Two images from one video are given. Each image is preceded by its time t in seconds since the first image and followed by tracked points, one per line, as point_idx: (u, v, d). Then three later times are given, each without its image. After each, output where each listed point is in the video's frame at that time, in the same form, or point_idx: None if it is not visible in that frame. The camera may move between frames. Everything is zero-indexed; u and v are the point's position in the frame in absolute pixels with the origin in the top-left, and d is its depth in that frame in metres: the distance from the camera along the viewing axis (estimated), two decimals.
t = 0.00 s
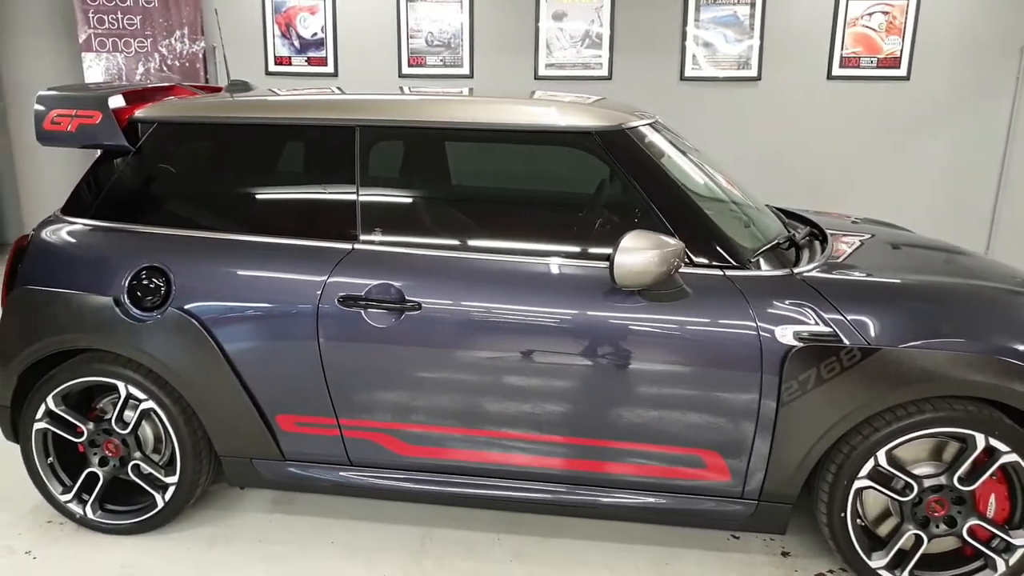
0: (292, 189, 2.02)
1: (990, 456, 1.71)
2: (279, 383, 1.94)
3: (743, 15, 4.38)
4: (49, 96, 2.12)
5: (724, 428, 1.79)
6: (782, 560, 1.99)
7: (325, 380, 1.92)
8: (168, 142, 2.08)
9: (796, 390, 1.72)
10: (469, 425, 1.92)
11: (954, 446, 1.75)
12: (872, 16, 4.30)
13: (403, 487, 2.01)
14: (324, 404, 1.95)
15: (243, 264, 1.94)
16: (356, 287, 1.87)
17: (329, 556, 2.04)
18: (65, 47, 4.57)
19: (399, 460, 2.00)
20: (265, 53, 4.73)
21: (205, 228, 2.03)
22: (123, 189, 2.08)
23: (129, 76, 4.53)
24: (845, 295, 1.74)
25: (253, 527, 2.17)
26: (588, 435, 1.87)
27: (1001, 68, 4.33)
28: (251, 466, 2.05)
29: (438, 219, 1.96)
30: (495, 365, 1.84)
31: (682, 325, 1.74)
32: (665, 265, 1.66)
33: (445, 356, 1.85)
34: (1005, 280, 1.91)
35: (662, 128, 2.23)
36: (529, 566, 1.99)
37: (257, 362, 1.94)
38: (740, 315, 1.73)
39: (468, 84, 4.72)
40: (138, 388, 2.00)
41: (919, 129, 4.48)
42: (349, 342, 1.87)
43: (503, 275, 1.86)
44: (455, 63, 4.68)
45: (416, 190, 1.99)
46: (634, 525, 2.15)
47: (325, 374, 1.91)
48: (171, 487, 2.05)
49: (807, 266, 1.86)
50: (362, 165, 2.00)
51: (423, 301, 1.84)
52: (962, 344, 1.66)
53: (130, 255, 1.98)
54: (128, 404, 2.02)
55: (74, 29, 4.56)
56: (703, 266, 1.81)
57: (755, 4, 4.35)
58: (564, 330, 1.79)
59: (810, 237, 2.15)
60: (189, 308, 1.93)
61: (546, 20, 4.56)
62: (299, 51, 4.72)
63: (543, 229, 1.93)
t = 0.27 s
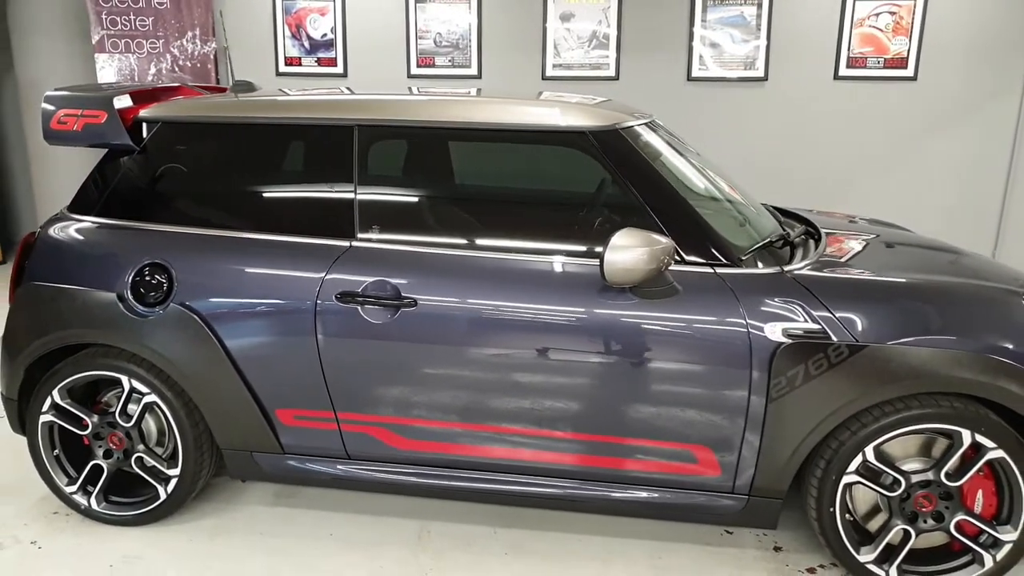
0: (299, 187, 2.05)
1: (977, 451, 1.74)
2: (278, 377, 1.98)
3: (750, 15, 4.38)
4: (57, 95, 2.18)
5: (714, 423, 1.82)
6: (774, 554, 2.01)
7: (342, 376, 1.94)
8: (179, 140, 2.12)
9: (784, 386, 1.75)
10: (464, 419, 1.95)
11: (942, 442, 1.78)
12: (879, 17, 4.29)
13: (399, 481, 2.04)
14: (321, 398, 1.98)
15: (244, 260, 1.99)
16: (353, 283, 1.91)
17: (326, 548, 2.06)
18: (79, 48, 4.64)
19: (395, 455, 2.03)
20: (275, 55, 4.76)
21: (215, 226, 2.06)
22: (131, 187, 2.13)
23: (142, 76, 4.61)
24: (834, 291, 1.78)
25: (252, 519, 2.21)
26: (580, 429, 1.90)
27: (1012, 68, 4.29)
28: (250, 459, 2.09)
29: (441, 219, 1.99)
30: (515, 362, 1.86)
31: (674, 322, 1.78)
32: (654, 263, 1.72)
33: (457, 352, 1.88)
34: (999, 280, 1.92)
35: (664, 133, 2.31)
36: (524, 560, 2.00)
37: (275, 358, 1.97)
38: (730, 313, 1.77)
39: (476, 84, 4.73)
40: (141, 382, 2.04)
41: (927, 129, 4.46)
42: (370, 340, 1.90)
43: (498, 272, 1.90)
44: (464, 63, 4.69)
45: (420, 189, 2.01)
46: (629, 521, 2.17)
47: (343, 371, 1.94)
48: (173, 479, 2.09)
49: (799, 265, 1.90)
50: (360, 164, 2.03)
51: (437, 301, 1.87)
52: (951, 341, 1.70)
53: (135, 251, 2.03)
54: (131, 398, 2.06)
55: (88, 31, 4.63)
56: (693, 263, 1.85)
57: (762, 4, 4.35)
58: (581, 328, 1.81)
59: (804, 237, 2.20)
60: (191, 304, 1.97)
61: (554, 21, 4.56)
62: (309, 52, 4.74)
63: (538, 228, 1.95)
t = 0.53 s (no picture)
0: (298, 187, 2.08)
1: (960, 447, 1.79)
2: (273, 373, 2.02)
3: (751, 16, 4.40)
4: (59, 95, 2.23)
5: (702, 418, 1.85)
6: (762, 548, 2.05)
7: (351, 373, 1.97)
8: (182, 139, 2.15)
9: (769, 382, 1.79)
10: (456, 414, 1.98)
11: (926, 438, 1.84)
12: (879, 17, 4.34)
13: (392, 476, 2.07)
14: (315, 394, 2.02)
15: (241, 256, 2.02)
16: (345, 281, 1.94)
17: (321, 541, 2.09)
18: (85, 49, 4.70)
19: (388, 450, 2.06)
20: (279, 55, 4.79)
21: (216, 224, 2.09)
22: (132, 185, 2.16)
23: (148, 76, 4.68)
24: (818, 288, 1.83)
25: (249, 512, 2.24)
26: (570, 424, 1.93)
27: (1008, 69, 4.37)
28: (245, 454, 2.12)
29: (439, 217, 2.02)
30: (528, 360, 1.88)
31: (663, 319, 1.81)
32: (641, 261, 1.75)
33: (460, 349, 1.91)
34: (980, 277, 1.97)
35: (661, 135, 2.39)
36: (515, 554, 2.03)
37: (284, 354, 1.99)
38: (717, 310, 1.81)
39: (478, 84, 4.75)
40: (138, 377, 2.08)
41: (926, 129, 4.52)
42: (381, 337, 1.93)
43: (489, 269, 1.92)
44: (466, 64, 4.71)
45: (421, 188, 2.04)
46: (620, 515, 2.19)
47: (351, 368, 1.97)
48: (170, 474, 2.12)
49: (786, 263, 1.94)
50: (353, 162, 2.06)
51: (446, 299, 1.90)
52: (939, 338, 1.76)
53: (133, 249, 2.07)
54: (128, 393, 2.10)
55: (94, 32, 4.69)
56: (682, 261, 1.88)
57: (763, 5, 4.38)
58: (590, 326, 1.83)
59: (795, 234, 2.25)
60: (188, 301, 2.01)
61: (556, 21, 4.58)
62: (313, 53, 4.78)
63: (529, 227, 1.98)
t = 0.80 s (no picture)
0: (291, 185, 2.10)
1: (937, 443, 1.81)
2: (260, 369, 2.04)
3: (746, 16, 4.42)
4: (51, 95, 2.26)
5: (682, 415, 1.87)
6: (744, 544, 2.07)
7: (353, 372, 1.99)
8: (178, 140, 2.17)
9: (749, 379, 1.82)
10: (442, 411, 2.00)
11: (906, 435, 1.86)
12: (873, 17, 4.36)
13: (379, 471, 2.09)
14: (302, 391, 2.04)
15: (229, 255, 2.05)
16: (331, 279, 1.96)
17: (308, 536, 2.12)
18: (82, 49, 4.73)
19: (374, 447, 2.09)
20: (277, 55, 4.82)
21: (209, 222, 2.12)
22: (125, 184, 2.19)
23: (146, 76, 4.71)
24: (799, 287, 1.85)
25: (238, 508, 2.27)
26: (552, 420, 1.96)
27: (1002, 69, 4.38)
28: (234, 450, 2.15)
29: (429, 216, 2.04)
30: (533, 360, 1.90)
31: (642, 317, 1.83)
32: (621, 258, 1.77)
33: (461, 348, 1.92)
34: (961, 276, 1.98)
35: (654, 138, 2.44)
36: (499, 549, 2.05)
37: (275, 352, 2.01)
38: (697, 309, 1.83)
39: (474, 84, 4.76)
40: (127, 374, 2.10)
41: (921, 130, 4.53)
42: (385, 336, 1.95)
43: (473, 267, 1.95)
44: (463, 64, 4.72)
45: (414, 188, 2.07)
46: (604, 511, 2.21)
47: (353, 367, 1.99)
48: (159, 469, 2.15)
49: (767, 261, 1.96)
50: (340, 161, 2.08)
51: (450, 299, 1.92)
52: (920, 336, 1.78)
53: (122, 247, 2.09)
54: (118, 389, 2.13)
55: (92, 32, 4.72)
56: (663, 259, 1.90)
57: (758, 5, 4.39)
58: (592, 326, 1.85)
59: (779, 232, 2.28)
60: (176, 299, 2.03)
61: (551, 21, 4.59)
62: (310, 53, 4.81)
63: (513, 225, 2.01)
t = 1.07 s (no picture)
0: (280, 185, 2.12)
1: (911, 440, 1.83)
2: (242, 366, 2.06)
3: (738, 17, 4.43)
4: (40, 95, 2.30)
5: (659, 412, 1.89)
6: (723, 541, 2.08)
7: (352, 371, 2.00)
8: (173, 139, 2.19)
9: (724, 376, 1.83)
10: (423, 408, 2.02)
11: (881, 432, 1.88)
12: (864, 18, 4.37)
13: (361, 468, 2.12)
14: (283, 388, 2.07)
15: (213, 253, 2.07)
16: (312, 277, 1.99)
17: (290, 531, 2.14)
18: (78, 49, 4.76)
19: (356, 443, 2.11)
20: (272, 55, 4.85)
21: (200, 221, 2.14)
22: (112, 182, 2.21)
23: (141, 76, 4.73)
24: (775, 286, 1.87)
25: (223, 503, 2.29)
26: (531, 417, 1.97)
27: (993, 70, 4.39)
28: (217, 446, 2.17)
29: (413, 214, 2.06)
30: (537, 360, 1.91)
31: (618, 315, 1.85)
32: (597, 256, 1.79)
33: (460, 347, 1.94)
34: (938, 275, 2.00)
35: (643, 143, 2.48)
36: (480, 544, 2.07)
37: (258, 349, 2.04)
38: (673, 307, 1.85)
39: (468, 85, 4.77)
40: (112, 371, 2.13)
41: (913, 130, 4.54)
42: (386, 336, 1.96)
43: (452, 265, 1.97)
44: (456, 64, 4.74)
45: (404, 188, 2.09)
46: (585, 507, 2.23)
47: (351, 366, 2.00)
48: (143, 466, 2.17)
49: (745, 260, 1.98)
50: (322, 161, 2.11)
51: (452, 299, 1.93)
52: (898, 335, 1.79)
53: (107, 246, 2.12)
54: (102, 386, 2.15)
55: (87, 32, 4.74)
56: (640, 258, 1.92)
57: (749, 5, 4.40)
58: (590, 326, 1.86)
59: (760, 232, 2.29)
60: (159, 297, 2.06)
61: (544, 21, 4.60)
62: (304, 53, 4.83)
63: (492, 224, 2.02)
